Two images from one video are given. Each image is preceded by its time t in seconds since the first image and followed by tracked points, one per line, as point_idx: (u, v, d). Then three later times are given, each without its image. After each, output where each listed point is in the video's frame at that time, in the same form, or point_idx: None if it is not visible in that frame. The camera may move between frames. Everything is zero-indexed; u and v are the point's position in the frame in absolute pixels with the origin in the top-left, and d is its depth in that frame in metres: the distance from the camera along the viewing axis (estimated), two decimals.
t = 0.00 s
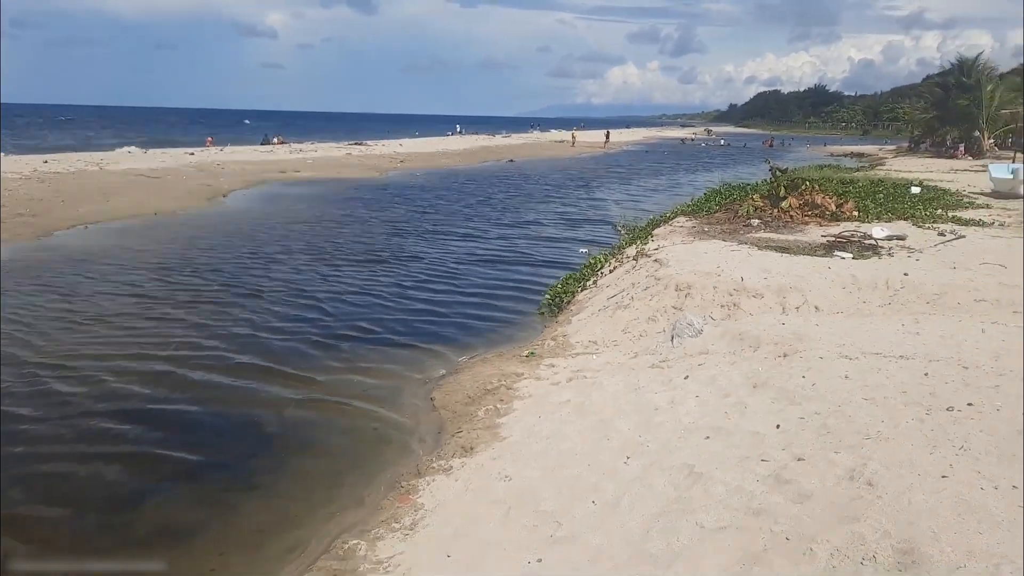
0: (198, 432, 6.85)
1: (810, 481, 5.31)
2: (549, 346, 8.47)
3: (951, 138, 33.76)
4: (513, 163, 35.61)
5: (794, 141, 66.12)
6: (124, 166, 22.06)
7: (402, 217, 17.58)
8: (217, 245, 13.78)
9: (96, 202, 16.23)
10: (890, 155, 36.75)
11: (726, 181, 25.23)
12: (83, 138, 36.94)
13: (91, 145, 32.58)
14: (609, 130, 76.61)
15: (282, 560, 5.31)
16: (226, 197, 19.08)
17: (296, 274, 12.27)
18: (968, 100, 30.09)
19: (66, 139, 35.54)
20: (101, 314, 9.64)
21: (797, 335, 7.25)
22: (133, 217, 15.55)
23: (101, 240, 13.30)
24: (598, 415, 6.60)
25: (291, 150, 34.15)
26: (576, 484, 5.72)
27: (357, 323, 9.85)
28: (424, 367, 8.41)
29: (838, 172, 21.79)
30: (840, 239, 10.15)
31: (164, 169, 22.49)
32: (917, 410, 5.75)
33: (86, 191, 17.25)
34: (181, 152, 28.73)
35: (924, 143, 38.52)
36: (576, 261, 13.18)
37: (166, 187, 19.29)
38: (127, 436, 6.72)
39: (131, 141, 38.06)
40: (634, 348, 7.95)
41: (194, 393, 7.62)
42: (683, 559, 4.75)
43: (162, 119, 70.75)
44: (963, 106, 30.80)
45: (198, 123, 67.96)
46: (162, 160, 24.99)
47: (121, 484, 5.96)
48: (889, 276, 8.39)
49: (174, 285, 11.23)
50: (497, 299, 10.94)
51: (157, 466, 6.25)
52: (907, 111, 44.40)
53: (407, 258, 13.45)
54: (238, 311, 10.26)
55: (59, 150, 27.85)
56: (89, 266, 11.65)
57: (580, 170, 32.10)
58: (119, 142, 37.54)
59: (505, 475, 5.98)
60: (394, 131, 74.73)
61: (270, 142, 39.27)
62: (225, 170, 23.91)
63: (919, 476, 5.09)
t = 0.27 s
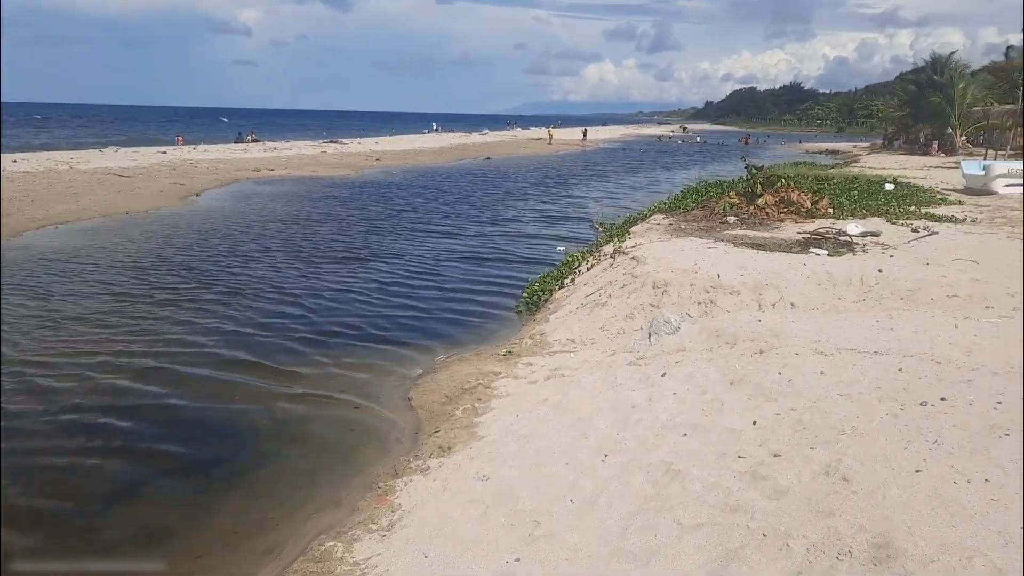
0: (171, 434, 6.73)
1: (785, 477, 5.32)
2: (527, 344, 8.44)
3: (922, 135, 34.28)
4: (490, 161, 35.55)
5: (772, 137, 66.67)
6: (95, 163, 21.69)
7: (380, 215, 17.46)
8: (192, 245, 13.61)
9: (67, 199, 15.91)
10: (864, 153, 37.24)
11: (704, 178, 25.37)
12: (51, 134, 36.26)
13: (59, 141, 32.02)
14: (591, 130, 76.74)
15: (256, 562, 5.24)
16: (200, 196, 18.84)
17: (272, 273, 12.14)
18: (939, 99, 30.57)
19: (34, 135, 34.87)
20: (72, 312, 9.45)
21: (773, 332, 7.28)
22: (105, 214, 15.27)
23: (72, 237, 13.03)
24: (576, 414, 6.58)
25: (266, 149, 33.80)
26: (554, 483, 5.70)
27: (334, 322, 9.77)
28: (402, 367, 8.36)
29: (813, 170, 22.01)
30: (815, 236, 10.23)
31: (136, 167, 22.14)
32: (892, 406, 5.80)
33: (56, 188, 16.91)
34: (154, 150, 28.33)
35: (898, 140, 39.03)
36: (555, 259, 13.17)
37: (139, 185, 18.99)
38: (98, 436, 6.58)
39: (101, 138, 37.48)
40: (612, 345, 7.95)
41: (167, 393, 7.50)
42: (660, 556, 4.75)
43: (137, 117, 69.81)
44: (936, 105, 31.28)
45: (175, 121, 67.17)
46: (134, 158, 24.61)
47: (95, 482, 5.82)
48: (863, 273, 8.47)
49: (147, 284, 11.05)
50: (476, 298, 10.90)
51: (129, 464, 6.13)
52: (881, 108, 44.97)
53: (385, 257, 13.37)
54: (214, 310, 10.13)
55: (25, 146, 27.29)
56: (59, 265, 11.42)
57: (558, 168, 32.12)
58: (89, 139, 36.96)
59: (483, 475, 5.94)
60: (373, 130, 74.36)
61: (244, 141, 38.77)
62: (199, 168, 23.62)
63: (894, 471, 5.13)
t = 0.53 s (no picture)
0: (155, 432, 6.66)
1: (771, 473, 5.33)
2: (513, 342, 8.43)
3: (906, 132, 34.60)
4: (475, 159, 35.49)
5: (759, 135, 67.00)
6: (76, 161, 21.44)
7: (366, 214, 17.40)
8: (176, 245, 13.49)
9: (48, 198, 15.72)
10: (848, 149, 37.51)
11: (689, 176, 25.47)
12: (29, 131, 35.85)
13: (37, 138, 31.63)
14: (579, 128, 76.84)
15: (242, 562, 5.20)
16: (184, 195, 18.69)
17: (258, 272, 12.07)
18: (923, 96, 30.82)
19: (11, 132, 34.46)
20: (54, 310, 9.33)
21: (757, 328, 7.31)
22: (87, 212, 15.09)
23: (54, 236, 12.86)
24: (563, 412, 6.57)
25: (250, 147, 33.55)
26: (541, 480, 5.69)
27: (321, 322, 9.73)
28: (388, 366, 8.34)
29: (797, 167, 22.13)
30: (800, 233, 10.27)
31: (118, 165, 21.92)
32: (876, 401, 5.83)
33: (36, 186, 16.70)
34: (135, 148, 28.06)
35: (881, 138, 39.35)
36: (541, 256, 13.18)
37: (121, 183, 18.81)
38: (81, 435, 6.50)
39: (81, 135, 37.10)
40: (598, 343, 7.96)
41: (151, 392, 7.42)
42: (647, 552, 4.76)
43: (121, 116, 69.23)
44: (919, 102, 31.54)
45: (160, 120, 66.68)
46: (117, 156, 24.38)
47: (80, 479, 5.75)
48: (847, 269, 8.53)
49: (131, 284, 10.94)
50: (463, 296, 10.90)
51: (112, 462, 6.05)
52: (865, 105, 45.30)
53: (371, 256, 13.33)
54: (199, 311, 10.05)
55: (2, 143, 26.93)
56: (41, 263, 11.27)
57: (543, 166, 32.11)
58: (69, 137, 36.57)
59: (470, 472, 5.92)
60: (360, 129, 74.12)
61: (227, 139, 38.42)
62: (182, 167, 23.44)
63: (879, 466, 5.16)
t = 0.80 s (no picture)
0: (143, 432, 6.63)
1: (759, 469, 5.35)
2: (501, 340, 8.43)
3: (891, 128, 34.88)
4: (462, 156, 35.47)
5: (748, 131, 67.27)
6: (60, 159, 21.24)
7: (355, 212, 17.36)
8: (163, 244, 13.40)
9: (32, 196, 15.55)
10: (835, 146, 37.76)
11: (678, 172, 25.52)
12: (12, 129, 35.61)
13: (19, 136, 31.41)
14: (570, 125, 76.91)
15: (231, 561, 5.19)
16: (170, 194, 18.58)
17: (246, 271, 12.02)
18: (908, 92, 31.06)
19: None
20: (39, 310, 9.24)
21: (745, 324, 7.34)
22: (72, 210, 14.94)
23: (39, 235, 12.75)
24: (551, 409, 6.58)
25: (237, 146, 33.38)
26: (530, 478, 5.69)
27: (310, 320, 9.70)
28: (377, 364, 8.33)
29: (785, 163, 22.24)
30: (787, 229, 10.32)
31: (103, 163, 21.76)
32: (862, 396, 5.88)
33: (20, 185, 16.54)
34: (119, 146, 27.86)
35: (867, 134, 39.57)
36: (530, 253, 13.19)
37: (107, 181, 18.67)
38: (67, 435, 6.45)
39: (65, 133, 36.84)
40: (586, 339, 7.97)
41: (138, 391, 7.37)
42: (635, 548, 4.77)
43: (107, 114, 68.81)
44: (904, 98, 31.79)
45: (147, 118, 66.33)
46: (101, 154, 24.20)
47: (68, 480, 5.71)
48: (834, 265, 8.57)
49: (118, 283, 10.87)
50: (452, 293, 10.90)
51: (99, 462, 6.00)
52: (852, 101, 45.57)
53: (360, 254, 13.30)
54: (187, 310, 9.99)
55: None
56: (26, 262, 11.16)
57: (532, 163, 32.11)
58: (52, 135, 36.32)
59: (458, 470, 5.91)
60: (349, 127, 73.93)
61: (214, 138, 38.17)
62: (168, 166, 23.30)
63: (865, 460, 5.20)
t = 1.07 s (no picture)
0: (130, 433, 6.59)
1: (746, 464, 5.37)
2: (489, 338, 8.43)
3: (876, 123, 35.13)
4: (449, 154, 35.45)
5: (736, 128, 67.52)
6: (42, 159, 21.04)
7: (342, 210, 17.30)
8: (149, 243, 13.30)
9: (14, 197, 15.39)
10: (821, 141, 37.99)
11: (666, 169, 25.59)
12: None
13: None
14: (559, 122, 76.97)
15: (220, 562, 5.17)
16: (154, 195, 18.45)
17: (234, 271, 11.96)
18: (893, 87, 31.29)
19: None
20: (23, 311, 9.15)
21: (732, 320, 7.37)
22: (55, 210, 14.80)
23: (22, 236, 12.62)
24: (539, 406, 6.58)
25: (223, 146, 33.21)
26: (518, 476, 5.68)
27: (298, 320, 9.68)
28: (365, 363, 8.32)
29: (771, 159, 22.34)
30: (773, 225, 10.36)
31: (86, 163, 21.58)
32: (847, 391, 5.91)
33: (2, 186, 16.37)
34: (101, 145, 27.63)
35: (852, 130, 39.84)
36: (518, 250, 13.20)
37: (90, 181, 18.51)
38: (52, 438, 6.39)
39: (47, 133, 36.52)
40: (574, 337, 7.98)
41: (125, 393, 7.32)
42: (624, 545, 4.77)
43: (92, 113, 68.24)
44: (889, 93, 32.04)
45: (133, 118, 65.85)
46: (84, 154, 23.98)
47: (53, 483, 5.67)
48: (819, 260, 8.62)
49: (103, 284, 10.78)
50: (441, 291, 10.89)
51: (85, 464, 5.96)
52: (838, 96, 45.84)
53: (348, 252, 13.27)
54: (173, 310, 9.93)
55: None
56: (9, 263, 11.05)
57: (520, 161, 32.10)
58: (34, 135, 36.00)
59: (447, 468, 5.90)
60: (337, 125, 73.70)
61: (200, 137, 37.94)
62: (153, 166, 23.13)
63: (851, 454, 5.23)
